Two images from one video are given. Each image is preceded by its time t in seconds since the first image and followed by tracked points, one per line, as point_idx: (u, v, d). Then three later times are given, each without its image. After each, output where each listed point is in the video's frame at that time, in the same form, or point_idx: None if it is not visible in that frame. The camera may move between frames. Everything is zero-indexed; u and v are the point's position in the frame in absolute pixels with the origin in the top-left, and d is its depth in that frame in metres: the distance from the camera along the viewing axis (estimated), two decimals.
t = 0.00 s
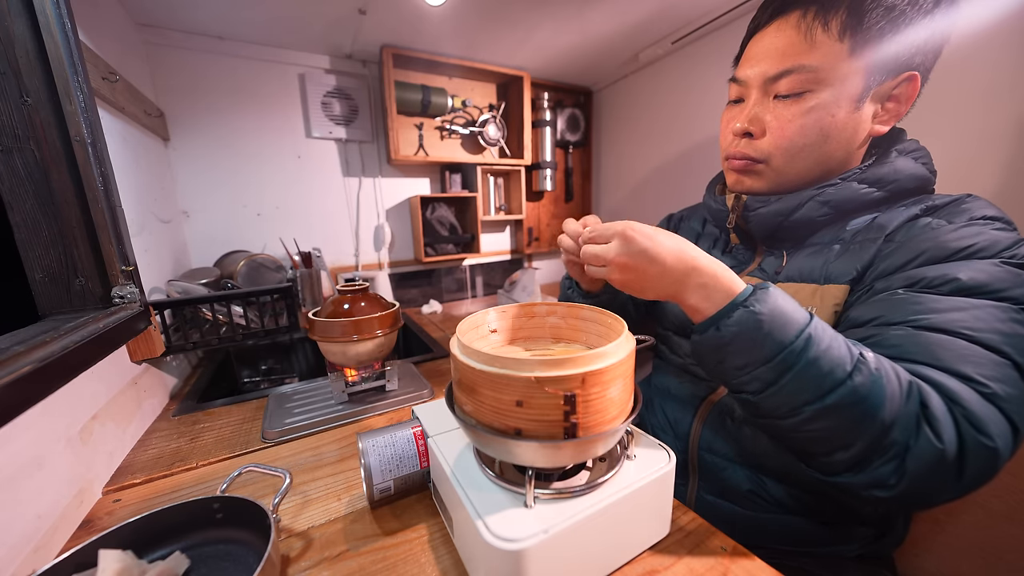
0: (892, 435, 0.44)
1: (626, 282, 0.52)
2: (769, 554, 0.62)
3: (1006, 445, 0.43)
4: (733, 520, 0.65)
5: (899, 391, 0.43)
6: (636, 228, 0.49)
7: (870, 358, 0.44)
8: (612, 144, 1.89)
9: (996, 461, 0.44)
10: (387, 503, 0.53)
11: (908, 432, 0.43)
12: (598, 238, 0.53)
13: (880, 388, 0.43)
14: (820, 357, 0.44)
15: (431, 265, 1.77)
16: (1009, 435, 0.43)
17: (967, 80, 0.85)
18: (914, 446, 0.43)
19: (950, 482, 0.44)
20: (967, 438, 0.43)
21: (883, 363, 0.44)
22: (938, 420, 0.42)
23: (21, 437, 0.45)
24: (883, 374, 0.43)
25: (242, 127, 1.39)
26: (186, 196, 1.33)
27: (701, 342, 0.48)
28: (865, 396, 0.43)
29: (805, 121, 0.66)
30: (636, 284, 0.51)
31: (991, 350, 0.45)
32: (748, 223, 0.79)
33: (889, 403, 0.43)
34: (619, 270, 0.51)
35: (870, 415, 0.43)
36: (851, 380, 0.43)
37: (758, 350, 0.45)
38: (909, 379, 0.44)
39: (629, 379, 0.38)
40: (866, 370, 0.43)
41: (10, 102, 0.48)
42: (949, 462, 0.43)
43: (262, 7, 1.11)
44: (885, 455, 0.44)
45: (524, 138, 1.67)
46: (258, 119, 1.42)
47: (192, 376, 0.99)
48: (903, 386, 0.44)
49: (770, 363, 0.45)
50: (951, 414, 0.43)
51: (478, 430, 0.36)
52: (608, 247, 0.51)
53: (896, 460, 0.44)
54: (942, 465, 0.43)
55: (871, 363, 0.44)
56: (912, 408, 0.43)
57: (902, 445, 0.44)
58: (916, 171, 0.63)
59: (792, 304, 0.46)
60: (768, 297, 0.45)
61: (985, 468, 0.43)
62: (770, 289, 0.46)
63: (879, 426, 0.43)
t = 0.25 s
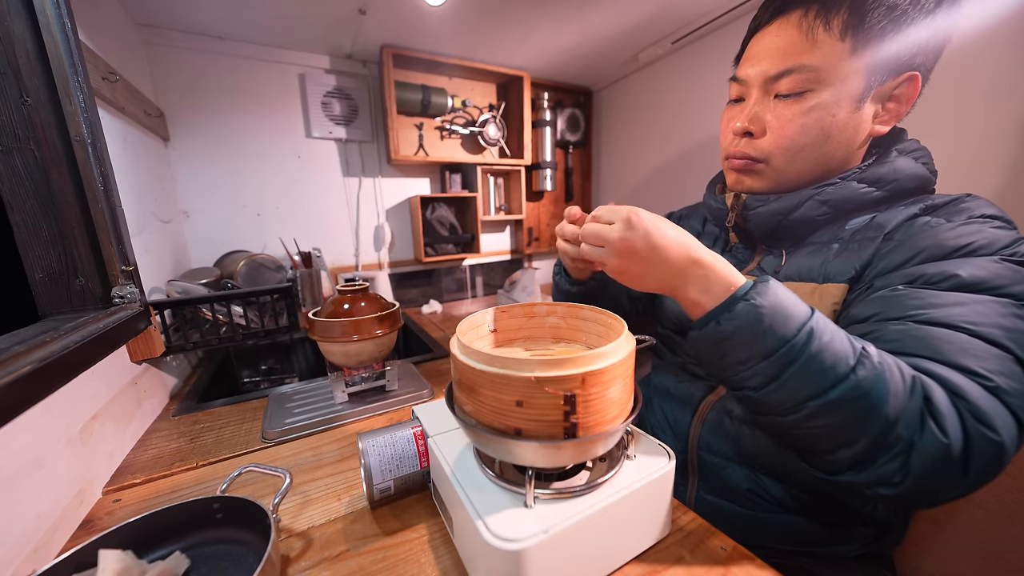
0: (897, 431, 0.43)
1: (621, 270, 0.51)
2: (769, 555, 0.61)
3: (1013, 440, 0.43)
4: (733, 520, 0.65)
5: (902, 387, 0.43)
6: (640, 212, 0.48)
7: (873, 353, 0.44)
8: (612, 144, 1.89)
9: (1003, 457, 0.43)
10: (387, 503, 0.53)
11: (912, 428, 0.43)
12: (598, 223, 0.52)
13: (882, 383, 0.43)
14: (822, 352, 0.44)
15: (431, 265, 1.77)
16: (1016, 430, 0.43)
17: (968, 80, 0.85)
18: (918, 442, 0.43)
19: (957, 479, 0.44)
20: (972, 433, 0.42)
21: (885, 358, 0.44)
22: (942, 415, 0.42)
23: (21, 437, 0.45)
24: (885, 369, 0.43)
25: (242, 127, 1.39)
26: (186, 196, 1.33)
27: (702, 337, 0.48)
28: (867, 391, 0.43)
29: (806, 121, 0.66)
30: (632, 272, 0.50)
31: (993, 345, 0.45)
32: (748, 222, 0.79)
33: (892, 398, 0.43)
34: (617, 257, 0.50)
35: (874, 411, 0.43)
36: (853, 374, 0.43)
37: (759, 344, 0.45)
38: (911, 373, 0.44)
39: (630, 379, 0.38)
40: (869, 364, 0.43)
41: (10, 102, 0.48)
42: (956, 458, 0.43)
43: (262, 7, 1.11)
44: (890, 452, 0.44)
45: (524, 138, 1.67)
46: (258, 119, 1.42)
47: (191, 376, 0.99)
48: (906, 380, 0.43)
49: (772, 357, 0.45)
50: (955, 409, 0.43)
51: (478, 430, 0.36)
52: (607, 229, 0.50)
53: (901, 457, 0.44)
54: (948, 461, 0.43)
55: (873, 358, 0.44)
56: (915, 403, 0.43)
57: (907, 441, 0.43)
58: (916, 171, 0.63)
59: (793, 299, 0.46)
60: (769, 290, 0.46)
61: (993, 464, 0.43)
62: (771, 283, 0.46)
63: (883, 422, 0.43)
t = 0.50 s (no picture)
0: (891, 425, 0.43)
1: (617, 268, 0.52)
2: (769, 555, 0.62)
3: (1009, 433, 0.43)
4: (733, 521, 0.65)
5: (894, 381, 0.43)
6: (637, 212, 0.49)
7: (865, 348, 0.44)
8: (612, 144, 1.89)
9: (999, 451, 0.43)
10: (387, 503, 0.53)
11: (906, 421, 0.43)
12: (596, 221, 0.52)
13: (874, 378, 0.43)
14: (813, 347, 0.44)
15: (431, 265, 1.77)
16: (1012, 424, 0.43)
17: (967, 80, 0.85)
18: (912, 436, 0.43)
19: (953, 473, 0.44)
20: (967, 427, 0.42)
21: (877, 353, 0.44)
22: (936, 409, 0.42)
23: (21, 437, 0.45)
24: (877, 364, 0.43)
25: (242, 127, 1.39)
26: (186, 196, 1.33)
27: (696, 334, 0.49)
28: (858, 385, 0.43)
29: (803, 121, 0.66)
30: (629, 269, 0.51)
31: (989, 340, 0.45)
32: (747, 222, 0.79)
33: (884, 392, 0.43)
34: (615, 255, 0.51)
35: (866, 405, 0.43)
36: (844, 369, 0.43)
37: (751, 339, 0.45)
38: (904, 368, 0.44)
39: (630, 379, 0.38)
40: (861, 359, 0.43)
41: (10, 102, 0.48)
42: (950, 453, 0.43)
43: (262, 7, 1.11)
44: (883, 446, 0.44)
45: (524, 138, 1.67)
46: (258, 119, 1.42)
47: (191, 376, 0.99)
48: (899, 375, 0.43)
49: (763, 353, 0.45)
50: (950, 404, 0.43)
51: (478, 430, 0.36)
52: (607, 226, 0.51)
53: (896, 450, 0.44)
54: (943, 455, 0.42)
55: (865, 353, 0.44)
56: (908, 397, 0.43)
57: (901, 435, 0.43)
58: (914, 170, 0.63)
59: (784, 295, 0.46)
60: (761, 286, 0.46)
61: (988, 458, 0.43)
62: (762, 279, 0.46)
63: (876, 416, 0.43)
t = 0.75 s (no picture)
0: (877, 424, 0.43)
1: (610, 265, 0.52)
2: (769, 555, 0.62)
3: (993, 432, 0.43)
4: (733, 520, 0.65)
5: (882, 380, 0.43)
6: (637, 211, 0.49)
7: (852, 347, 0.44)
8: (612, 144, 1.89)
9: (985, 450, 0.43)
10: (386, 503, 0.53)
11: (891, 420, 0.43)
12: (594, 216, 0.52)
13: (862, 377, 0.43)
14: (801, 346, 0.44)
15: (431, 265, 1.77)
16: (996, 423, 0.43)
17: (966, 79, 0.85)
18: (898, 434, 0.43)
19: (939, 471, 0.43)
20: (952, 425, 0.42)
21: (865, 352, 0.44)
22: (922, 408, 0.42)
23: (21, 437, 0.45)
24: (865, 363, 0.43)
25: (242, 127, 1.40)
26: (186, 196, 1.33)
27: (686, 333, 0.48)
28: (845, 384, 0.42)
29: (803, 121, 0.66)
30: (623, 265, 0.51)
31: (978, 340, 0.45)
32: (746, 222, 0.79)
33: (870, 391, 0.43)
34: (610, 252, 0.51)
35: (853, 404, 0.43)
36: (832, 368, 0.43)
37: (740, 338, 0.45)
38: (892, 367, 0.44)
39: (629, 380, 0.38)
40: (848, 358, 0.43)
41: (11, 102, 0.48)
42: (936, 451, 0.42)
43: (263, 7, 1.12)
44: (870, 444, 0.44)
45: (524, 138, 1.67)
46: (258, 119, 1.42)
47: (191, 376, 0.99)
48: (886, 374, 0.43)
49: (752, 352, 0.45)
50: (936, 402, 0.43)
51: (478, 430, 0.36)
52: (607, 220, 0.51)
53: (882, 449, 0.43)
54: (929, 454, 0.42)
55: (853, 352, 0.44)
56: (894, 396, 0.43)
57: (887, 434, 0.43)
58: (913, 170, 0.63)
59: (773, 294, 0.46)
60: (750, 286, 0.46)
61: (973, 456, 0.43)
62: (752, 279, 0.46)
63: (862, 414, 0.43)
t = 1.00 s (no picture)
0: (884, 419, 0.43)
1: (615, 253, 0.50)
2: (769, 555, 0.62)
3: (1002, 428, 0.42)
4: (733, 520, 0.65)
5: (888, 376, 0.43)
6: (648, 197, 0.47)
7: (858, 343, 0.44)
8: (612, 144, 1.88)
9: (994, 446, 0.43)
10: (386, 503, 0.53)
11: (898, 415, 0.43)
12: (602, 201, 0.50)
13: (867, 372, 0.43)
14: (807, 341, 0.44)
15: (431, 264, 1.77)
16: (1005, 419, 0.42)
17: (967, 79, 0.85)
18: (905, 430, 0.43)
19: (947, 467, 0.43)
20: (960, 421, 0.42)
21: (870, 348, 0.44)
22: (929, 403, 0.42)
23: (21, 437, 0.45)
24: (870, 358, 0.43)
25: (242, 127, 1.40)
26: (186, 196, 1.33)
27: (692, 329, 0.49)
28: (852, 379, 0.42)
29: (806, 121, 0.66)
30: (632, 250, 0.48)
31: (984, 336, 0.44)
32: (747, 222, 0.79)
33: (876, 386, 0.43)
34: (615, 238, 0.49)
35: (859, 399, 0.43)
36: (838, 363, 0.43)
37: (746, 334, 0.45)
38: (898, 363, 0.44)
39: (629, 379, 0.38)
40: (854, 353, 0.43)
41: (11, 102, 0.48)
42: (945, 447, 0.42)
43: (262, 7, 1.12)
44: (877, 440, 0.44)
45: (524, 138, 1.67)
46: (258, 119, 1.42)
47: (191, 376, 0.99)
48: (892, 369, 0.43)
49: (758, 347, 0.45)
50: (942, 397, 0.43)
51: (478, 430, 0.36)
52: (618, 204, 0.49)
53: (889, 445, 0.43)
54: (936, 450, 0.42)
55: (858, 348, 0.44)
56: (901, 391, 0.43)
57: (894, 429, 0.43)
58: (914, 170, 0.63)
59: (778, 290, 0.46)
60: (756, 282, 0.46)
61: (982, 453, 0.42)
62: (757, 275, 0.47)
63: (869, 410, 0.43)
